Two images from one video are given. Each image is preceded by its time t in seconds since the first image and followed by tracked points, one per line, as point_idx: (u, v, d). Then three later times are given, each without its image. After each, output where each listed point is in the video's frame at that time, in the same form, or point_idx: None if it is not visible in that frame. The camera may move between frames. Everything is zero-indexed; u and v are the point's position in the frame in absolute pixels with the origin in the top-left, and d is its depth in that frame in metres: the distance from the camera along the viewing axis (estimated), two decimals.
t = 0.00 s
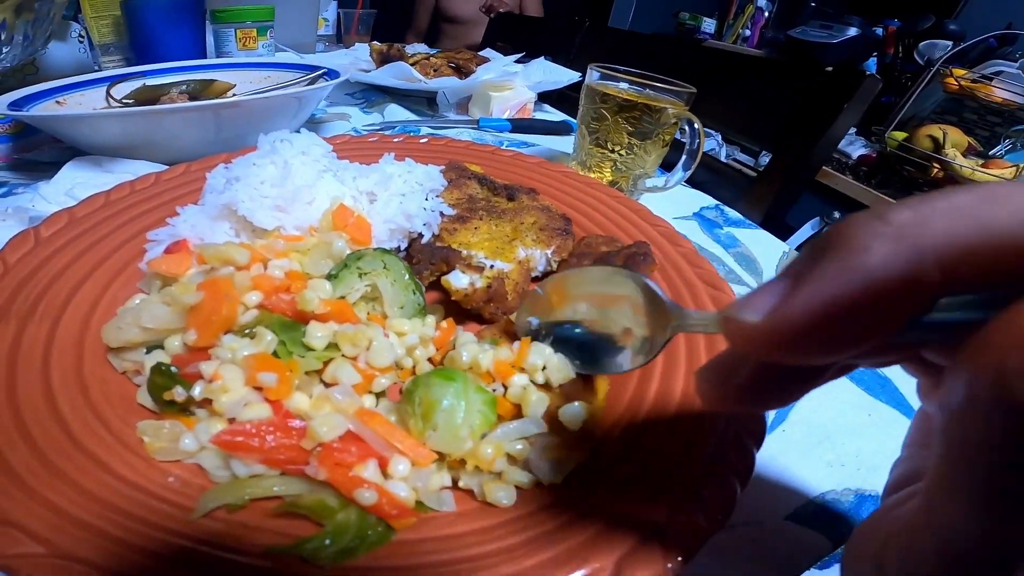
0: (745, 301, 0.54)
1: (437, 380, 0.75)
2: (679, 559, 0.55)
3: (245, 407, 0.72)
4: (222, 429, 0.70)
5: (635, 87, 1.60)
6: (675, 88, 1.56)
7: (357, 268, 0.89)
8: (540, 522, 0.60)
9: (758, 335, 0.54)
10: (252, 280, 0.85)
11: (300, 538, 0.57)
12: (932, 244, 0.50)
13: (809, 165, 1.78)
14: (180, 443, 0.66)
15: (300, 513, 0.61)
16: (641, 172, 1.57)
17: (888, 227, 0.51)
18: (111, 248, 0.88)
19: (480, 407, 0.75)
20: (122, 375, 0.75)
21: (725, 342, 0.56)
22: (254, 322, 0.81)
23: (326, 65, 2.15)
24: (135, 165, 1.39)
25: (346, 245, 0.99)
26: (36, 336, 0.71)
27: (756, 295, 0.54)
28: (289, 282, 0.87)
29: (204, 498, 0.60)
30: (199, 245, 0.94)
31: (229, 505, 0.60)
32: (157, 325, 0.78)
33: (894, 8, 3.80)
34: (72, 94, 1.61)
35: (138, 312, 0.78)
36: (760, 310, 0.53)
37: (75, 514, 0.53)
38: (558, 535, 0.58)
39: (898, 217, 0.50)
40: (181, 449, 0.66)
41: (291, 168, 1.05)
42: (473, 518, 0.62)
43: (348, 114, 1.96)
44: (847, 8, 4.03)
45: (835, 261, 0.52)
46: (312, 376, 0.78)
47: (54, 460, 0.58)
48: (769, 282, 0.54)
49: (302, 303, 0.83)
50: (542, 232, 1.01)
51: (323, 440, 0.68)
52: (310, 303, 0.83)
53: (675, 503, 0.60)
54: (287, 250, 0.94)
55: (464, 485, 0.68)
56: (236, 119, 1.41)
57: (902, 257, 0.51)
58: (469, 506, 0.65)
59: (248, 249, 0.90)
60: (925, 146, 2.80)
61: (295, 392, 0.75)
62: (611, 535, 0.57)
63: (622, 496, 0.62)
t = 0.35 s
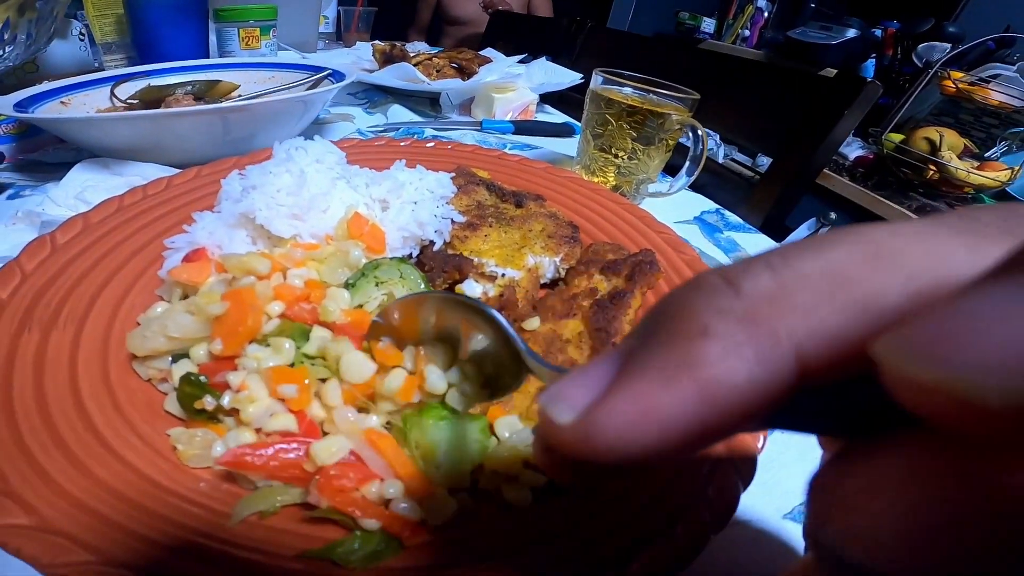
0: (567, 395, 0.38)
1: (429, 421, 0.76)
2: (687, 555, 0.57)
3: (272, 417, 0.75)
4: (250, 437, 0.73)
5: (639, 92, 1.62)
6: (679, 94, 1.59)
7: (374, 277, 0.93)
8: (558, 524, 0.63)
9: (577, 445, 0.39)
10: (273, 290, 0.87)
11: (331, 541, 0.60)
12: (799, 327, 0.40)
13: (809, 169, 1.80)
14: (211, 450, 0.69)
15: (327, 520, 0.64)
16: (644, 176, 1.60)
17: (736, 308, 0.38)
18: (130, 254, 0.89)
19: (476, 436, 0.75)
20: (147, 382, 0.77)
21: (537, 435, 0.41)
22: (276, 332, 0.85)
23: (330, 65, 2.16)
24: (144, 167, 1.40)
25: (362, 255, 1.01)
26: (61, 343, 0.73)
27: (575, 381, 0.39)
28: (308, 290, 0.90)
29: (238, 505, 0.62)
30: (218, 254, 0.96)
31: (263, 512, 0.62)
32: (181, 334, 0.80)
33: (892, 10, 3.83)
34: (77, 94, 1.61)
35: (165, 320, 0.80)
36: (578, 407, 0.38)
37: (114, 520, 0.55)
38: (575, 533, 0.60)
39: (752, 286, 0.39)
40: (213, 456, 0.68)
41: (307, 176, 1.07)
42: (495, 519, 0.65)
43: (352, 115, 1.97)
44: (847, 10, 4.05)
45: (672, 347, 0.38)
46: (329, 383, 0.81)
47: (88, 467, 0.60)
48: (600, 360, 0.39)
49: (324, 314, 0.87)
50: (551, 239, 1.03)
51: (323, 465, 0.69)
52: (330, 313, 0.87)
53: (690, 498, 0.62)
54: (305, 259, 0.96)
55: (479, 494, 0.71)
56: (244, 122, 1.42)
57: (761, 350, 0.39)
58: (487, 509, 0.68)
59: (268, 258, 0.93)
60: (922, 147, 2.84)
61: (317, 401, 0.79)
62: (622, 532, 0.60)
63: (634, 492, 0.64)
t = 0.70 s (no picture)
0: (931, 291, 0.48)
1: (420, 415, 0.69)
2: (705, 562, 0.54)
3: (249, 418, 0.70)
4: (227, 441, 0.68)
5: (640, 78, 1.57)
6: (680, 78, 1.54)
7: (362, 268, 0.87)
8: (557, 529, 0.59)
9: (957, 330, 0.47)
10: (253, 283, 0.83)
11: (312, 554, 0.55)
12: None
13: (817, 155, 1.75)
14: (184, 454, 0.64)
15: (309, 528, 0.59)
16: (647, 163, 1.54)
17: None
18: (106, 250, 0.85)
19: (471, 433, 0.70)
20: (122, 383, 0.73)
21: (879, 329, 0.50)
22: (256, 327, 0.80)
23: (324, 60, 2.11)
24: (131, 164, 1.36)
25: (350, 244, 0.96)
26: (31, 341, 0.69)
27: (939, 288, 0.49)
28: (291, 284, 0.85)
29: (212, 511, 0.57)
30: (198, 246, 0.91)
31: (238, 520, 0.57)
32: (156, 331, 0.75)
33: None
34: (64, 92, 1.57)
35: (137, 318, 0.75)
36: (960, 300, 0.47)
37: (79, 530, 0.52)
38: (579, 541, 0.57)
39: None
40: (185, 460, 0.64)
41: (292, 164, 1.03)
42: (486, 526, 0.61)
43: (346, 108, 1.93)
44: None
45: None
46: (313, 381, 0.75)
47: (56, 474, 0.56)
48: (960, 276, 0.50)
49: (307, 306, 0.81)
50: (551, 227, 0.98)
51: (307, 469, 0.63)
52: (313, 306, 0.81)
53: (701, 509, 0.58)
54: (289, 251, 0.92)
55: (478, 491, 0.67)
56: (231, 115, 1.37)
57: None
58: (485, 514, 0.63)
59: (249, 251, 0.88)
60: (929, 134, 2.77)
61: (299, 399, 0.73)
62: (633, 544, 0.56)
63: (638, 502, 0.60)
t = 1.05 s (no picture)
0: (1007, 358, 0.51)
1: (424, 416, 0.71)
2: (704, 554, 0.55)
3: (260, 422, 0.72)
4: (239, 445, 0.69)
5: (633, 78, 1.59)
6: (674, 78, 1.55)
7: (364, 276, 0.89)
8: (558, 523, 0.60)
9: None
10: (259, 293, 0.84)
11: (323, 551, 0.56)
12: None
13: (814, 149, 1.76)
14: (199, 459, 0.67)
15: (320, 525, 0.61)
16: (644, 163, 1.56)
17: None
18: (117, 263, 0.88)
19: (473, 432, 0.72)
20: (138, 392, 0.75)
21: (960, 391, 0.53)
22: (264, 336, 0.81)
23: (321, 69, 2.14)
24: (136, 178, 1.38)
25: (352, 253, 0.98)
26: (47, 357, 0.72)
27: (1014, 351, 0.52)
28: (297, 292, 0.87)
29: (226, 512, 0.59)
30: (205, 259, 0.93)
31: (252, 521, 0.59)
32: (167, 342, 0.77)
33: None
34: (67, 107, 1.60)
35: (150, 329, 0.77)
36: None
37: (104, 532, 0.55)
38: (581, 534, 0.58)
39: None
40: (201, 465, 0.66)
41: (292, 177, 1.05)
42: (493, 522, 0.62)
43: (345, 117, 1.95)
44: None
45: None
46: (321, 386, 0.77)
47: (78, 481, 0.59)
48: None
49: (312, 314, 0.83)
50: (549, 229, 1.00)
51: (317, 470, 0.66)
52: (318, 313, 0.83)
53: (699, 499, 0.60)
54: (292, 261, 0.94)
55: (482, 489, 0.68)
56: (232, 128, 1.40)
57: None
58: (490, 510, 0.65)
59: (254, 262, 0.90)
60: (928, 126, 2.78)
61: (307, 403, 0.75)
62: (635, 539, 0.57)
63: (638, 495, 0.61)
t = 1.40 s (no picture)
0: (895, 390, 0.45)
1: (428, 386, 0.81)
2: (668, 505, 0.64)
3: (287, 393, 0.81)
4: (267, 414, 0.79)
5: (615, 90, 1.70)
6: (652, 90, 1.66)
7: (372, 270, 0.99)
8: (545, 480, 0.70)
9: (913, 431, 0.45)
10: (281, 285, 0.95)
11: (341, 503, 0.66)
12: None
13: (785, 155, 1.88)
14: (232, 428, 0.75)
15: (340, 480, 0.71)
16: (625, 170, 1.67)
17: None
18: (143, 259, 0.96)
19: (470, 402, 0.81)
20: (170, 373, 0.84)
21: (841, 420, 0.48)
22: (286, 321, 0.92)
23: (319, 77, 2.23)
24: (147, 181, 1.46)
25: (359, 251, 1.08)
26: (86, 343, 0.80)
27: (907, 385, 0.46)
28: (312, 285, 0.97)
29: (257, 475, 0.68)
30: (227, 255, 1.03)
31: (279, 479, 0.69)
32: (200, 327, 0.87)
33: None
34: (75, 111, 1.67)
35: (184, 316, 0.87)
36: (917, 403, 0.45)
37: (151, 494, 0.61)
38: (563, 489, 0.67)
39: None
40: (234, 433, 0.75)
41: (305, 181, 1.15)
42: (487, 480, 0.72)
43: (342, 124, 2.05)
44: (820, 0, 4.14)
45: (998, 378, 0.44)
46: (338, 362, 0.87)
47: (124, 448, 0.66)
48: (927, 376, 0.47)
49: (327, 302, 0.93)
50: (534, 231, 1.11)
51: (339, 430, 0.75)
52: (334, 301, 0.93)
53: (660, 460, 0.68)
54: (306, 257, 1.03)
55: (478, 454, 0.79)
56: (238, 135, 1.48)
57: None
58: (483, 471, 0.75)
59: (274, 257, 1.00)
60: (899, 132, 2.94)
61: (326, 378, 0.85)
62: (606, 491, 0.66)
63: (615, 455, 0.71)
